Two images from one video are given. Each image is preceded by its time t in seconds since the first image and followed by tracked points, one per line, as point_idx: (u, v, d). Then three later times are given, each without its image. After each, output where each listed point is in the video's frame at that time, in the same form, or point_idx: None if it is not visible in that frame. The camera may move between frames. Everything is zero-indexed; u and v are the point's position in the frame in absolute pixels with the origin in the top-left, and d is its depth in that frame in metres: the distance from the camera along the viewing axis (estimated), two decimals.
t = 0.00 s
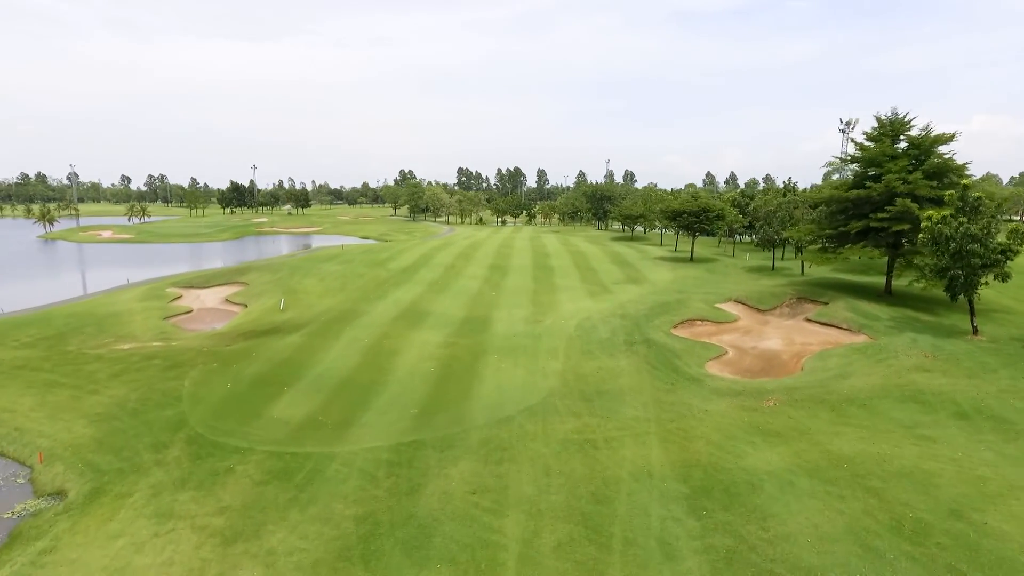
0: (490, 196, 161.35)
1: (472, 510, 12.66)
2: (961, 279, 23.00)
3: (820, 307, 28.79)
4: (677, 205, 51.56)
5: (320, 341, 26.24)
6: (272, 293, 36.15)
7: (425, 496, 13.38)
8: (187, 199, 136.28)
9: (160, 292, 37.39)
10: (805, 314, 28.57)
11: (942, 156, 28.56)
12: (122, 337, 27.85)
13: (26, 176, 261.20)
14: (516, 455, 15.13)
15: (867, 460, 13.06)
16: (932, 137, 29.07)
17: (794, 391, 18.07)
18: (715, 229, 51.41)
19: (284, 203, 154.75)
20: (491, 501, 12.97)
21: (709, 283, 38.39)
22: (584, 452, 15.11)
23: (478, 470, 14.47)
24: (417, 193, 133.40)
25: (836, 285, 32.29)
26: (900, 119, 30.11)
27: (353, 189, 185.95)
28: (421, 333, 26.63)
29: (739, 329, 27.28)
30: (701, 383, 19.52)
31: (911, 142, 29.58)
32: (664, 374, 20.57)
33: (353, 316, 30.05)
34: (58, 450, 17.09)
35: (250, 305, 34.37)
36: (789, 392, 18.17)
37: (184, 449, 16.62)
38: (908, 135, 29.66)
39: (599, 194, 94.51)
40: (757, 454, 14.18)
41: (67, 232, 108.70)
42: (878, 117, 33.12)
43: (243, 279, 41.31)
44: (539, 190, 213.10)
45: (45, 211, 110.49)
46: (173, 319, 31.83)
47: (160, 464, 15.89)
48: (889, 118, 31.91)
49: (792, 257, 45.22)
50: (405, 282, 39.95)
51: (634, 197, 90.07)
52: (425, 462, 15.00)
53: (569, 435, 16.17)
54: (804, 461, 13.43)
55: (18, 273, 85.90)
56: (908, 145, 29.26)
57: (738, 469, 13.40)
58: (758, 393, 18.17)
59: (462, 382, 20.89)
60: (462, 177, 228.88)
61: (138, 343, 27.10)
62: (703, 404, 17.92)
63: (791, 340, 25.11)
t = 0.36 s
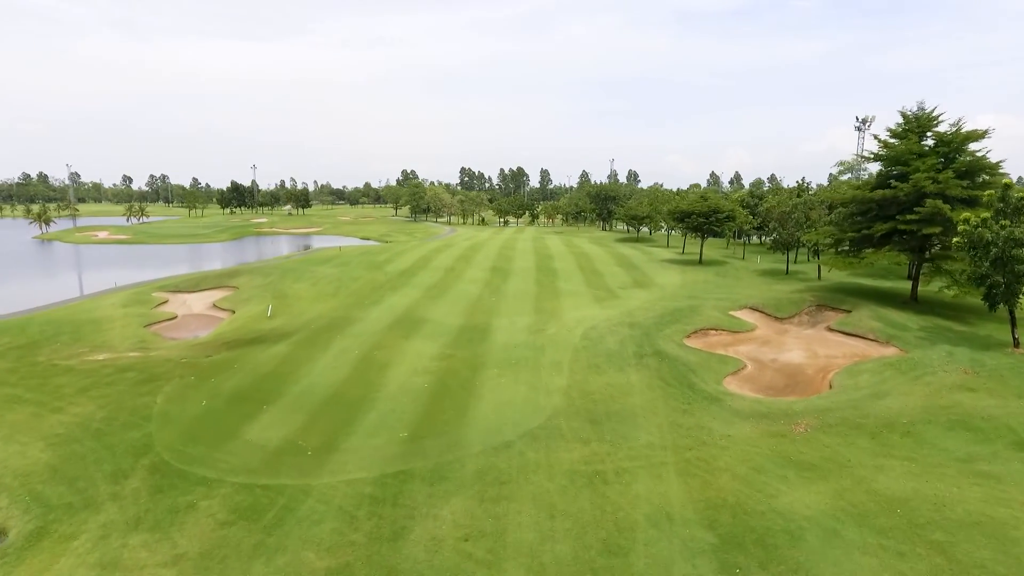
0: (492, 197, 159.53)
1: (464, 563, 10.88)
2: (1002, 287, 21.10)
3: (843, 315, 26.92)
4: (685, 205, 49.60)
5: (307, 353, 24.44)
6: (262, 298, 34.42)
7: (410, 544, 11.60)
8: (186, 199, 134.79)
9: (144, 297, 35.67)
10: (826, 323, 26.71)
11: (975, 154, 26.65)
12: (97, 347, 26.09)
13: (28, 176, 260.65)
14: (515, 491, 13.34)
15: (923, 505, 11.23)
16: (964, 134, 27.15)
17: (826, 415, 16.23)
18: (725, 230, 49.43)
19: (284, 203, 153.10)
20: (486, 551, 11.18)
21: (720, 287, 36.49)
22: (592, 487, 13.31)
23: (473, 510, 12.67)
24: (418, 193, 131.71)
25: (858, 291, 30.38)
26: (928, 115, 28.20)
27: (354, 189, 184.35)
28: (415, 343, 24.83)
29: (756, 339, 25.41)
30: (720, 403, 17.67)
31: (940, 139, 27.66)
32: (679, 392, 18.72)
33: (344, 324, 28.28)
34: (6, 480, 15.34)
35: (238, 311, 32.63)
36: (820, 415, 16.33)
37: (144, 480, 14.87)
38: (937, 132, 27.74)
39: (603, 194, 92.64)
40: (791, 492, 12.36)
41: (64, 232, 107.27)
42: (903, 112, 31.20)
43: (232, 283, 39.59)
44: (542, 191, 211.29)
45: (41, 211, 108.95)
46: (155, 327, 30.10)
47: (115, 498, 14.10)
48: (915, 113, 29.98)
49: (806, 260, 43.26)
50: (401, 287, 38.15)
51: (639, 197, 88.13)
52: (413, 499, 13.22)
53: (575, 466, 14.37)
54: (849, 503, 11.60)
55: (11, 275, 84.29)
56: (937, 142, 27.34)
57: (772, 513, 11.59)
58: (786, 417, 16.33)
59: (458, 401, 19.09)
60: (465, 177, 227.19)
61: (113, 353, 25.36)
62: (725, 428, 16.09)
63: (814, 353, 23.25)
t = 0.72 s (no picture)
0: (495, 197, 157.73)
1: None
2: None
3: (868, 325, 25.03)
4: (695, 206, 47.71)
5: (292, 366, 22.65)
6: (250, 304, 32.66)
7: None
8: (186, 199, 133.38)
9: (128, 303, 33.96)
10: (851, 334, 24.82)
11: (1012, 151, 24.70)
12: (68, 358, 24.36)
13: (29, 176, 259.68)
14: (514, 538, 11.55)
15: (1002, 568, 9.40)
16: (999, 129, 25.21)
17: (867, 444, 14.36)
18: (736, 232, 47.53)
19: (284, 203, 151.57)
20: None
21: (733, 293, 34.59)
22: (604, 534, 11.51)
23: (465, 563, 10.89)
24: (419, 193, 130.11)
25: (882, 298, 28.45)
26: (960, 109, 26.27)
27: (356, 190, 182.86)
28: (408, 355, 23.01)
29: (777, 351, 23.53)
30: (745, 428, 15.81)
31: (973, 135, 25.72)
32: (698, 414, 16.87)
33: (335, 333, 26.49)
34: None
35: (224, 318, 30.87)
36: (860, 444, 14.45)
37: (95, 519, 13.09)
38: (970, 127, 25.80)
39: (608, 194, 90.77)
40: (838, 545, 10.54)
41: (60, 232, 105.84)
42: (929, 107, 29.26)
43: (222, 287, 37.87)
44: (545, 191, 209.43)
45: (37, 212, 107.51)
46: (135, 335, 28.36)
47: (57, 542, 12.34)
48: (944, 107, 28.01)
49: (822, 264, 41.31)
50: (397, 292, 36.34)
51: (644, 197, 86.21)
52: (397, 549, 11.45)
53: (584, 506, 12.55)
54: (911, 564, 9.76)
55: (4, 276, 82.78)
56: (970, 139, 25.42)
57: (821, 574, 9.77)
58: (820, 445, 14.47)
59: (452, 423, 17.25)
60: (467, 177, 225.35)
61: (85, 365, 23.63)
62: (753, 458, 14.22)
63: (841, 367, 21.39)
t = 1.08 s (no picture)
0: (498, 197, 155.95)
1: None
2: None
3: (901, 336, 23.14)
4: (706, 207, 45.78)
5: (277, 381, 20.88)
6: (238, 310, 30.92)
7: None
8: (186, 199, 132.07)
9: (111, 309, 32.31)
10: (882, 346, 22.93)
11: None
12: (37, 370, 22.67)
13: (32, 176, 259.32)
14: None
15: None
16: None
17: (920, 481, 12.49)
18: (749, 234, 45.58)
19: (286, 203, 150.08)
20: None
21: (749, 299, 32.69)
22: None
23: None
24: (422, 193, 128.56)
25: (913, 305, 26.50)
26: (999, 102, 24.33)
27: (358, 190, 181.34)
28: (402, 369, 21.20)
29: (802, 365, 21.67)
30: (777, 459, 13.96)
31: (1013, 130, 23.80)
32: (722, 442, 15.01)
33: (325, 344, 24.72)
34: None
35: (210, 325, 29.15)
36: (913, 480, 12.58)
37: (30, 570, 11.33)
38: (1010, 121, 23.87)
39: (614, 194, 88.88)
40: None
41: (58, 233, 104.55)
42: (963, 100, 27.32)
43: (211, 291, 36.19)
44: (548, 191, 207.63)
45: (35, 212, 106.21)
46: (114, 345, 26.66)
47: None
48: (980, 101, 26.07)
49: (841, 267, 39.31)
50: (394, 297, 34.57)
51: (651, 198, 84.33)
52: None
53: (597, 559, 10.72)
54: None
55: None
56: (1011, 134, 23.44)
57: None
58: (866, 482, 12.60)
59: (447, 450, 15.44)
60: (470, 177, 223.75)
61: (55, 378, 21.95)
62: (790, 497, 12.37)
63: (875, 384, 19.52)
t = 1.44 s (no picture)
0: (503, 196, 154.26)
1: None
2: None
3: (939, 349, 21.24)
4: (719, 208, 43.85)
5: (259, 399, 19.16)
6: (226, 317, 29.23)
7: None
8: (188, 199, 130.75)
9: (94, 315, 30.70)
10: (919, 360, 21.04)
11: None
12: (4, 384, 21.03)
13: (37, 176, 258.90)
14: None
15: None
16: None
17: (993, 530, 10.64)
18: (764, 236, 43.65)
19: (288, 203, 148.71)
20: None
21: (768, 306, 30.79)
22: None
23: None
24: (425, 193, 126.93)
25: (947, 314, 24.59)
26: None
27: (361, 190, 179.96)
28: (395, 386, 19.43)
29: (833, 382, 19.81)
30: (819, 499, 12.13)
31: None
32: (753, 477, 13.19)
33: (315, 357, 23.02)
34: None
35: (195, 333, 27.47)
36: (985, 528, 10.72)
37: None
38: None
39: (621, 194, 86.95)
40: None
41: (58, 233, 103.23)
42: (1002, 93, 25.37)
43: (201, 296, 34.56)
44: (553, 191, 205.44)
45: (35, 213, 105.06)
46: (90, 355, 24.98)
47: None
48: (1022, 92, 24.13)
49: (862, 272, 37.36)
50: (392, 303, 32.80)
51: (659, 198, 82.37)
52: None
53: None
54: None
55: None
56: None
57: None
58: (929, 531, 10.76)
59: (440, 483, 13.67)
60: (475, 177, 222.04)
61: (21, 393, 20.31)
62: (841, 550, 10.53)
63: (917, 404, 17.65)
